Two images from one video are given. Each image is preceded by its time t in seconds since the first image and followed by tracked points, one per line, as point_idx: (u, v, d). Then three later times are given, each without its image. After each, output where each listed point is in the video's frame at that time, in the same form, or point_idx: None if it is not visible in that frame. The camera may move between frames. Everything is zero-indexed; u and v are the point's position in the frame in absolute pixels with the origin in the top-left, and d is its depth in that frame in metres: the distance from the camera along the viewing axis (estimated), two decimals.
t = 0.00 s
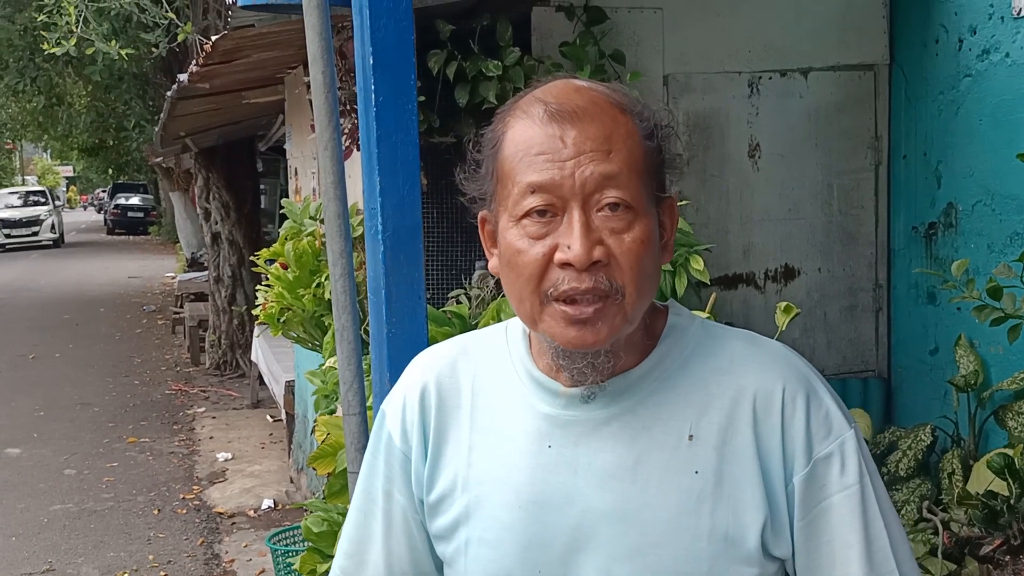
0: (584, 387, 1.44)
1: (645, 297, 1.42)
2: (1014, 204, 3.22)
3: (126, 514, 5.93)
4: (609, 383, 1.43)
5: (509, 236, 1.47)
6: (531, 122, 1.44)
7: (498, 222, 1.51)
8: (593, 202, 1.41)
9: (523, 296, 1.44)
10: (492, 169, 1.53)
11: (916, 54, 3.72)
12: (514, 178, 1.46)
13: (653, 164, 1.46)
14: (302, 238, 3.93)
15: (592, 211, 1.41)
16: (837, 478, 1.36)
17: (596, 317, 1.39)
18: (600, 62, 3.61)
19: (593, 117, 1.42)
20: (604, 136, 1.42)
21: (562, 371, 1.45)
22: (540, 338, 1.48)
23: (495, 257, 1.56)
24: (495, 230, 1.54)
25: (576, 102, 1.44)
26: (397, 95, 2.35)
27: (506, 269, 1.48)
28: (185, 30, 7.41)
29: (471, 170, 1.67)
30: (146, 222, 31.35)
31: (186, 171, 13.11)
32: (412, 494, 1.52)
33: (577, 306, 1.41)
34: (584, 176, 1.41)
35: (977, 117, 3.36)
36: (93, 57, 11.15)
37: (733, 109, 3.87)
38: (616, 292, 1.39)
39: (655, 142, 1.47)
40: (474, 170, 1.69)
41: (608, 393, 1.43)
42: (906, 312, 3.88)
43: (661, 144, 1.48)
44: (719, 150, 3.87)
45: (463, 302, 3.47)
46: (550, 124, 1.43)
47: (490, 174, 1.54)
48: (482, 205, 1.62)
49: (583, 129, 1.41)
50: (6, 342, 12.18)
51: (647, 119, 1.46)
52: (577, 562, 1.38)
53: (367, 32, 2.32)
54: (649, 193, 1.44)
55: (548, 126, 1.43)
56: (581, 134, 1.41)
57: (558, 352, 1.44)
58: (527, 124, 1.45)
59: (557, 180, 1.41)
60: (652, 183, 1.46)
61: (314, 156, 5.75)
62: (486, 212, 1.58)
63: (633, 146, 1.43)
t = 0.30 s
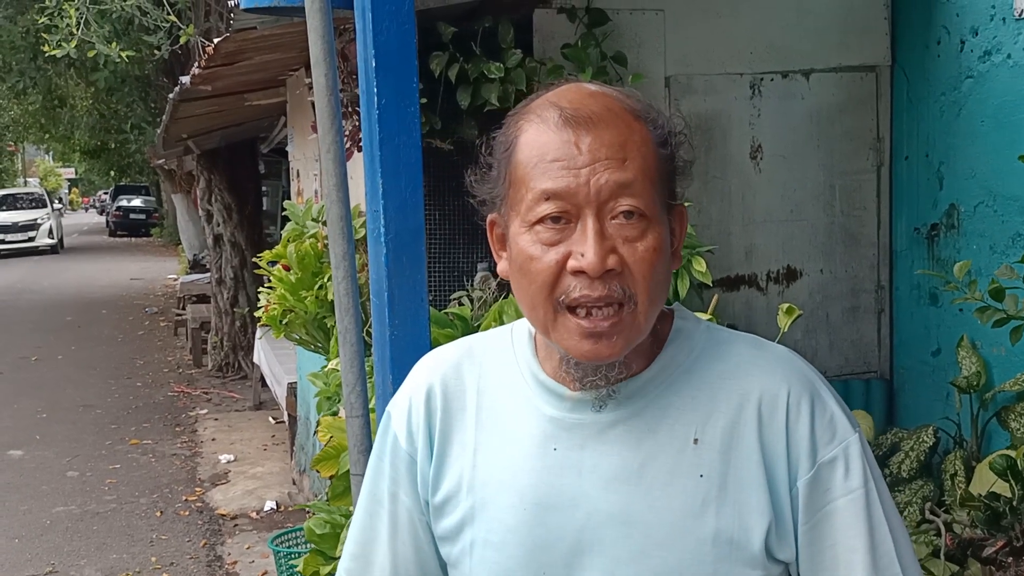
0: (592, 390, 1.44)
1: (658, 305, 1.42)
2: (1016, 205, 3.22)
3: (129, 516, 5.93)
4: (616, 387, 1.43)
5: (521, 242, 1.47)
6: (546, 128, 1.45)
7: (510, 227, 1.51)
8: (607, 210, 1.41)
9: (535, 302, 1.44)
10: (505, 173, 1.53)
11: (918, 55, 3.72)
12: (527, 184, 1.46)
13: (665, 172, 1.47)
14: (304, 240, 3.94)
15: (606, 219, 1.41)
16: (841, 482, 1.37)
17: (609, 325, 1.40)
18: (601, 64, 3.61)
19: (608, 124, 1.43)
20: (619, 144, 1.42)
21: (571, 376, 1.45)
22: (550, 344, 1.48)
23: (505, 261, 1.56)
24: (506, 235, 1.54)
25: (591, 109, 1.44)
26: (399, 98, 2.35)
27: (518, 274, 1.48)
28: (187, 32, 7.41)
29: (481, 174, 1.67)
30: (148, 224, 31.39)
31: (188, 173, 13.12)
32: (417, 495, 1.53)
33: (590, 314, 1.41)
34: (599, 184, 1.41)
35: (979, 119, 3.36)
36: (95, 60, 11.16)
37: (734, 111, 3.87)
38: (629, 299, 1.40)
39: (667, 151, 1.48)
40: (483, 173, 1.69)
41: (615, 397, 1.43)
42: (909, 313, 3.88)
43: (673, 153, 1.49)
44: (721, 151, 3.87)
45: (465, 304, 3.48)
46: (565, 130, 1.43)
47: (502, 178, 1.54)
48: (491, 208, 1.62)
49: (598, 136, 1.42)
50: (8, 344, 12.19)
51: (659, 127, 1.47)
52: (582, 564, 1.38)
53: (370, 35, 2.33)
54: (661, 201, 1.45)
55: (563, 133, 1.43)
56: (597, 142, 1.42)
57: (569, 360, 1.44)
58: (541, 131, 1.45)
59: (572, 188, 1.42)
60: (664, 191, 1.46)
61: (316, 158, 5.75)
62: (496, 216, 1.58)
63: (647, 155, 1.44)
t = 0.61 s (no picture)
0: (586, 389, 1.44)
1: (644, 296, 1.43)
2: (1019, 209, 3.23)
3: (131, 520, 5.93)
4: (609, 383, 1.44)
5: (510, 237, 1.48)
6: (531, 125, 1.46)
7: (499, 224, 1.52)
8: (593, 203, 1.42)
9: (524, 295, 1.45)
10: (494, 173, 1.54)
11: (920, 59, 3.72)
12: (515, 181, 1.47)
13: (651, 166, 1.48)
14: (306, 244, 3.93)
15: (592, 212, 1.42)
16: (834, 475, 1.37)
17: (597, 314, 1.40)
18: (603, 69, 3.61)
19: (591, 120, 1.44)
20: (602, 138, 1.43)
21: (564, 374, 1.45)
22: (541, 337, 1.49)
23: (497, 259, 1.57)
24: (496, 232, 1.55)
25: (575, 106, 1.46)
26: (402, 103, 2.36)
27: (508, 269, 1.49)
28: (190, 37, 7.42)
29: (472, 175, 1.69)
30: (150, 228, 31.42)
31: (190, 177, 13.14)
32: (417, 500, 1.53)
33: (578, 305, 1.42)
34: (584, 177, 1.42)
35: (981, 122, 3.36)
36: (97, 64, 11.17)
37: (736, 115, 3.87)
38: (616, 290, 1.40)
39: (652, 145, 1.49)
40: (476, 176, 1.70)
41: (609, 394, 1.44)
42: (911, 317, 3.88)
43: (658, 148, 1.50)
44: (723, 155, 3.87)
45: (467, 308, 3.48)
46: (549, 126, 1.44)
47: (492, 178, 1.55)
48: (483, 209, 1.63)
49: (582, 131, 1.43)
50: (10, 348, 12.20)
51: (644, 123, 1.48)
52: (581, 562, 1.38)
53: (373, 40, 2.33)
54: (647, 194, 1.46)
55: (548, 129, 1.44)
56: (580, 136, 1.43)
57: (560, 353, 1.44)
58: (527, 128, 1.46)
59: (558, 182, 1.43)
60: (650, 184, 1.47)
61: (318, 162, 5.76)
62: (488, 216, 1.59)
63: (631, 149, 1.45)
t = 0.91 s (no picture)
0: (587, 392, 1.44)
1: (643, 294, 1.42)
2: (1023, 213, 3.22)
3: (133, 523, 5.93)
4: (611, 385, 1.44)
5: (509, 236, 1.48)
6: (529, 125, 1.46)
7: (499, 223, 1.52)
8: (590, 200, 1.42)
9: (523, 293, 1.45)
10: (494, 173, 1.54)
11: (923, 63, 3.71)
12: (513, 180, 1.47)
13: (649, 166, 1.47)
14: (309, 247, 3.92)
15: (590, 209, 1.42)
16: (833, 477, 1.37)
17: (594, 311, 1.40)
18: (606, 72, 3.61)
19: (588, 118, 1.44)
20: (599, 137, 1.43)
21: (565, 375, 1.45)
22: (541, 337, 1.48)
23: (498, 260, 1.57)
24: (496, 233, 1.55)
25: (572, 106, 1.46)
26: (406, 108, 2.36)
27: (507, 268, 1.49)
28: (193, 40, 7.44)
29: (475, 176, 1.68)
30: (152, 230, 31.46)
31: (192, 180, 13.16)
32: (420, 503, 1.53)
33: (577, 301, 1.41)
34: (581, 175, 1.42)
35: (985, 126, 3.36)
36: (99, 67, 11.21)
37: (739, 118, 3.86)
38: (614, 287, 1.40)
39: (650, 145, 1.49)
40: (478, 178, 1.70)
41: (611, 397, 1.43)
42: (914, 321, 3.87)
43: (656, 148, 1.49)
44: (726, 159, 3.87)
45: (470, 312, 3.48)
46: (547, 125, 1.44)
47: (492, 178, 1.55)
48: (485, 211, 1.63)
49: (578, 130, 1.43)
50: (12, 350, 12.21)
51: (641, 123, 1.48)
52: (582, 564, 1.38)
53: (376, 44, 2.33)
54: (645, 193, 1.45)
55: (546, 127, 1.44)
56: (578, 135, 1.43)
57: (559, 353, 1.44)
58: (525, 128, 1.46)
59: (556, 179, 1.42)
60: (648, 184, 1.47)
61: (321, 165, 5.77)
62: (489, 217, 1.59)
63: (629, 148, 1.44)
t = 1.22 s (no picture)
0: (603, 393, 1.45)
1: (664, 297, 1.44)
2: None
3: (135, 526, 5.93)
4: (627, 387, 1.44)
5: (532, 235, 1.49)
6: (555, 125, 1.48)
7: (520, 222, 1.54)
8: (614, 202, 1.44)
9: (545, 292, 1.46)
10: (516, 172, 1.56)
11: (925, 65, 3.71)
12: (538, 179, 1.49)
13: (672, 171, 1.50)
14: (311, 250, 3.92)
15: (614, 211, 1.44)
16: (847, 483, 1.39)
17: (617, 312, 1.41)
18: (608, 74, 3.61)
19: (614, 120, 1.46)
20: (625, 139, 1.45)
21: (583, 376, 1.46)
22: (559, 338, 1.49)
23: (518, 259, 1.58)
24: (518, 232, 1.56)
25: (597, 108, 1.48)
26: (409, 111, 2.36)
27: (529, 267, 1.50)
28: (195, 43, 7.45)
29: (494, 175, 1.70)
30: (155, 233, 31.48)
31: (194, 182, 13.17)
32: (432, 503, 1.53)
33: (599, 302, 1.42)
34: (607, 177, 1.44)
35: (987, 129, 3.36)
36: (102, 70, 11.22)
37: (741, 121, 3.87)
38: (636, 289, 1.41)
39: (672, 149, 1.51)
40: (497, 177, 1.71)
41: (627, 399, 1.44)
42: (916, 323, 3.87)
43: (678, 153, 1.52)
44: (728, 162, 3.87)
45: (472, 314, 3.47)
46: (574, 126, 1.46)
47: (514, 177, 1.57)
48: (504, 210, 1.65)
49: (605, 132, 1.45)
50: (14, 353, 12.22)
51: (665, 128, 1.50)
52: (597, 566, 1.39)
53: (379, 48, 2.33)
54: (668, 198, 1.47)
55: (572, 128, 1.46)
56: (603, 137, 1.45)
57: (579, 352, 1.45)
58: (551, 129, 1.48)
59: (581, 180, 1.44)
60: (670, 188, 1.49)
61: (323, 168, 5.78)
62: (509, 216, 1.60)
63: (653, 151, 1.47)
